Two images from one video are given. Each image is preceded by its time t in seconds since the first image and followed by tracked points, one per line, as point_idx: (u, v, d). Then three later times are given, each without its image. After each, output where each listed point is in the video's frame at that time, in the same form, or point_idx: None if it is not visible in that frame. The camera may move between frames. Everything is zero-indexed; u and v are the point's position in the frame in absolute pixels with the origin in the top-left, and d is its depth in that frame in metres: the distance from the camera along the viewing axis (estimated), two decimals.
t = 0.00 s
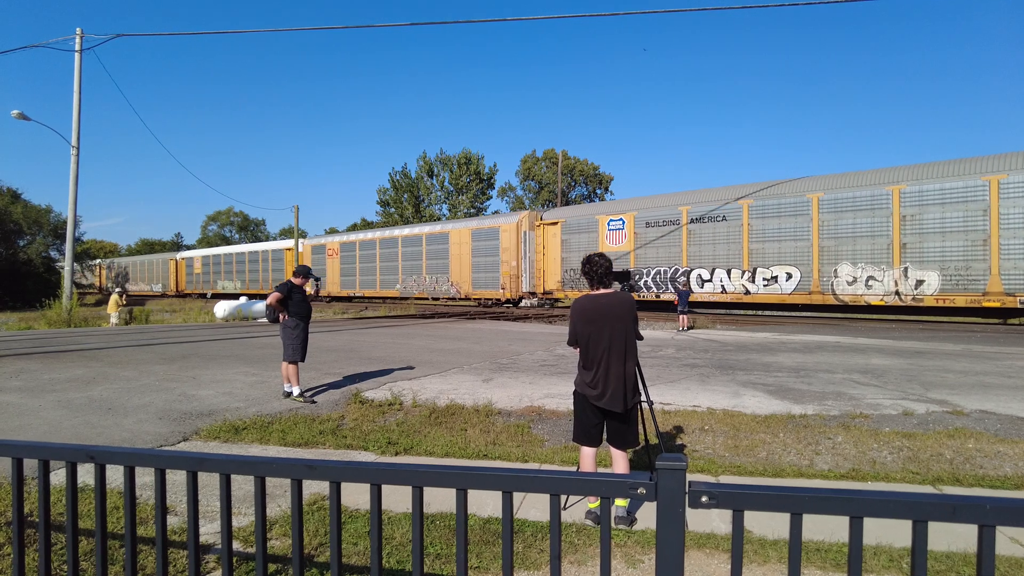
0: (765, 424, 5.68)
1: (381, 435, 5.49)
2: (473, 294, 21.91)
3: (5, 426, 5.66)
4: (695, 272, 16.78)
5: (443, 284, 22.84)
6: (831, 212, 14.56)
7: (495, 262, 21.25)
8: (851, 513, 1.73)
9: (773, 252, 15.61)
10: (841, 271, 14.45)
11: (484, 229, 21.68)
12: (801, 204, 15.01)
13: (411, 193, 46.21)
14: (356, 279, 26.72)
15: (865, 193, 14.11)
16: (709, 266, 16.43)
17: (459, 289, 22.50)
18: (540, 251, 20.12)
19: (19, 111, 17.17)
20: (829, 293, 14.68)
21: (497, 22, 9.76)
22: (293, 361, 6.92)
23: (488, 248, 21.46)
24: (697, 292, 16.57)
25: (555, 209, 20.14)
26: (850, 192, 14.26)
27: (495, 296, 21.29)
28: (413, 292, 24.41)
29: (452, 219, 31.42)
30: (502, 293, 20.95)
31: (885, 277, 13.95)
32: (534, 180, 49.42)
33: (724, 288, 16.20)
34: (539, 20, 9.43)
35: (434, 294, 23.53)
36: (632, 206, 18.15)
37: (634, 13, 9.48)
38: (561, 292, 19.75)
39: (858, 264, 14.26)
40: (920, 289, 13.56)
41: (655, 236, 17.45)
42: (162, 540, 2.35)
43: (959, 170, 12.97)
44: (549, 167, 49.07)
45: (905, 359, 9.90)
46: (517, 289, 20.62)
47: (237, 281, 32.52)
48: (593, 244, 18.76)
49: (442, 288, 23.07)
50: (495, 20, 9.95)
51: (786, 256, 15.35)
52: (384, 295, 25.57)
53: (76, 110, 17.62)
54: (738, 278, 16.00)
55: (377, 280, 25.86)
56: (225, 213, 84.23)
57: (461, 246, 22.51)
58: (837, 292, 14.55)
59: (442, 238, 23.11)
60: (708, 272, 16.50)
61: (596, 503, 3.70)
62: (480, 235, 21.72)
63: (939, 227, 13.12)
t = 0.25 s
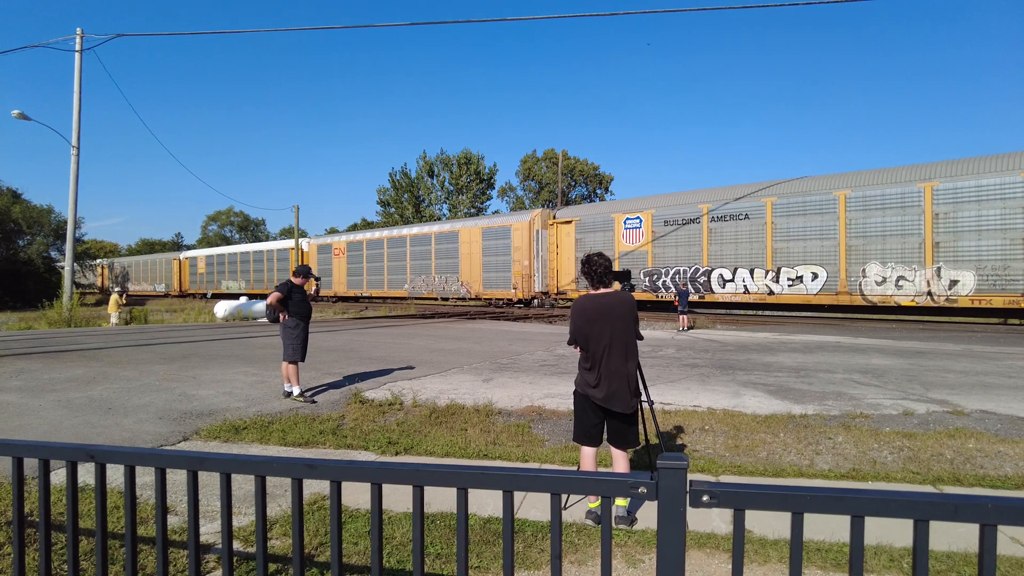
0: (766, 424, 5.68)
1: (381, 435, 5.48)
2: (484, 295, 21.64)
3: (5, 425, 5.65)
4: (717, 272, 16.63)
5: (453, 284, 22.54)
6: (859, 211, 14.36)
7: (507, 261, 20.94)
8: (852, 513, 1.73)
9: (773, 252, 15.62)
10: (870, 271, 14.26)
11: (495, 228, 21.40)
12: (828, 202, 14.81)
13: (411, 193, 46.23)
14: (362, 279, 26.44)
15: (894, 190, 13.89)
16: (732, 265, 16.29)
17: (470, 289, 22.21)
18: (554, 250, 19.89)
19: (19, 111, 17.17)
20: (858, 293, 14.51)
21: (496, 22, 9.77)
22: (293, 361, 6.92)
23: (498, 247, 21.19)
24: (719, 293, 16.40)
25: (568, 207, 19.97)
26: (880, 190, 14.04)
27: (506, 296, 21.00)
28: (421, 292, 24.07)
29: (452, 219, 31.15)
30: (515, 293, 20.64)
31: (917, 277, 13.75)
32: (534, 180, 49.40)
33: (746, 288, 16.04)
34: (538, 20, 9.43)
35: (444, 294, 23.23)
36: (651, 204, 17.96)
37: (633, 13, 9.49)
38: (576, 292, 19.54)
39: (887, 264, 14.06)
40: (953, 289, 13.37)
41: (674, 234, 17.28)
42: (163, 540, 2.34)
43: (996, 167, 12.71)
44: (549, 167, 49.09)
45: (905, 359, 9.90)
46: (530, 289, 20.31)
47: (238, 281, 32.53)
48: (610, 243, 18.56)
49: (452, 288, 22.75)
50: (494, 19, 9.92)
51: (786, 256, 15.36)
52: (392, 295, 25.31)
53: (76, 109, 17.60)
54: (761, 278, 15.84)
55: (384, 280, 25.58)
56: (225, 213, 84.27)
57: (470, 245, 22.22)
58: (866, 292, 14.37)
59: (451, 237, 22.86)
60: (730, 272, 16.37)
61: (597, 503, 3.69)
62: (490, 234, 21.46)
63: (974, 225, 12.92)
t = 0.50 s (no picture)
0: (766, 424, 5.67)
1: (381, 435, 5.48)
2: (495, 294, 21.31)
3: (4, 425, 5.65)
4: (739, 271, 16.14)
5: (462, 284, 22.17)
6: (889, 208, 13.90)
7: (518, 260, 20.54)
8: (852, 513, 1.72)
9: (772, 252, 15.64)
10: (900, 271, 13.80)
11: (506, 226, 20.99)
12: (855, 200, 14.35)
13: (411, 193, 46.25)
14: (370, 279, 26.12)
15: (926, 187, 13.45)
16: (755, 264, 15.85)
17: (481, 289, 21.83)
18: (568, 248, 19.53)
19: (19, 111, 17.19)
20: (887, 293, 14.06)
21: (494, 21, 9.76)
22: (293, 361, 6.92)
23: (508, 246, 20.82)
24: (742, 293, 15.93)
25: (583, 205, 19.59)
26: (911, 187, 13.59)
27: (517, 296, 20.68)
28: (430, 292, 23.71)
29: (451, 219, 31.12)
30: (527, 293, 20.23)
31: (950, 277, 13.27)
32: (534, 180, 49.36)
33: (771, 288, 15.56)
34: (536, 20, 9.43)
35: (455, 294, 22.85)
36: (670, 202, 17.54)
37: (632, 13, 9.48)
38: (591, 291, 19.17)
39: (918, 263, 13.59)
40: (989, 289, 12.92)
41: (694, 232, 16.86)
42: (163, 539, 2.34)
43: None
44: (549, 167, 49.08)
45: (905, 359, 9.89)
46: (544, 289, 19.90)
47: (240, 281, 32.66)
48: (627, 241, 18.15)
49: (461, 288, 22.34)
50: (494, 19, 9.90)
51: (785, 256, 15.41)
52: (400, 295, 24.99)
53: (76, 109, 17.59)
54: (786, 277, 15.35)
55: (392, 280, 25.23)
56: (225, 213, 84.33)
57: (481, 243, 21.81)
58: (896, 292, 13.91)
59: (461, 235, 22.47)
60: (753, 272, 15.90)
61: (596, 503, 3.69)
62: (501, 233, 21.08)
63: (1012, 223, 12.46)
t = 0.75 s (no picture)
0: (766, 424, 5.66)
1: (381, 435, 5.48)
2: (507, 295, 20.94)
3: (4, 426, 5.64)
4: (762, 271, 15.76)
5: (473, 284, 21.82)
6: (921, 205, 13.38)
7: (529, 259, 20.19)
8: (853, 512, 1.72)
9: (774, 252, 15.58)
10: (933, 270, 13.29)
11: (519, 225, 20.62)
12: (884, 197, 13.84)
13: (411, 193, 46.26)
14: (378, 279, 25.79)
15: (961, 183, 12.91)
16: (779, 264, 15.44)
17: (493, 289, 21.47)
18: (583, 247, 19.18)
19: (19, 111, 17.18)
20: (919, 294, 13.56)
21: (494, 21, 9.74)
22: (293, 361, 6.92)
23: (520, 245, 20.48)
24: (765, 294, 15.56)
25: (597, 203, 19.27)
26: (944, 183, 13.08)
27: (529, 296, 20.34)
28: (439, 292, 23.37)
29: (452, 219, 31.10)
30: (541, 293, 19.85)
31: (986, 276, 12.76)
32: (534, 180, 49.35)
33: (795, 288, 15.17)
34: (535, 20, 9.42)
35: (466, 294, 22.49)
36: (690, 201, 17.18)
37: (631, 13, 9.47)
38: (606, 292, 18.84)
39: (953, 262, 13.08)
40: None
41: (715, 230, 16.47)
42: (163, 540, 2.33)
43: None
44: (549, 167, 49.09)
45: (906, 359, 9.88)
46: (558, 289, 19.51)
47: (242, 281, 32.69)
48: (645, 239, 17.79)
49: (472, 288, 21.95)
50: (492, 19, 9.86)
51: (786, 256, 15.38)
52: (409, 295, 24.67)
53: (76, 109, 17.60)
54: (811, 277, 14.95)
55: (400, 280, 24.90)
56: (225, 213, 84.36)
57: (492, 242, 21.44)
58: (929, 292, 13.41)
59: (472, 234, 22.12)
60: (776, 271, 15.52)
61: (597, 502, 3.69)
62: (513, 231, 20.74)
63: None
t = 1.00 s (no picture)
0: (766, 424, 5.66)
1: (381, 435, 5.48)
2: (520, 295, 20.61)
3: (4, 426, 5.65)
4: (786, 271, 15.45)
5: (484, 283, 21.48)
6: (955, 203, 13.07)
7: (541, 258, 19.88)
8: (852, 513, 1.72)
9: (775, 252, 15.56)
10: (969, 269, 12.99)
11: (532, 223, 20.26)
12: (916, 194, 13.51)
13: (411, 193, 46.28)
14: (386, 279, 25.47)
15: (1001, 179, 12.55)
16: (804, 264, 15.08)
17: (504, 289, 21.12)
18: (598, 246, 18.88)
19: (20, 111, 17.18)
20: (953, 294, 13.26)
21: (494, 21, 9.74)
22: (293, 361, 6.92)
23: (532, 244, 20.15)
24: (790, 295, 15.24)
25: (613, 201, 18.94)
26: (980, 180, 12.75)
27: (541, 297, 20.04)
28: (448, 292, 23.04)
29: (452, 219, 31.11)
30: (554, 293, 19.50)
31: None
32: (534, 180, 49.35)
33: (821, 288, 14.85)
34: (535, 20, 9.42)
35: (476, 294, 22.13)
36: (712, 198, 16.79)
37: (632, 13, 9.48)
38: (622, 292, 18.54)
39: (989, 261, 12.77)
40: None
41: (737, 229, 16.13)
42: (162, 540, 2.33)
43: None
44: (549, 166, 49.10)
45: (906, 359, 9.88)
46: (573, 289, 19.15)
47: (242, 281, 32.69)
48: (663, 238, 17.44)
49: (483, 288, 21.61)
50: (493, 19, 9.82)
51: (786, 256, 15.38)
52: (417, 295, 24.36)
53: (76, 109, 17.60)
54: (838, 277, 14.62)
55: (408, 280, 24.57)
56: (225, 213, 84.39)
57: (504, 242, 21.09)
58: (963, 293, 13.12)
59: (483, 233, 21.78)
60: (802, 271, 15.20)
61: (597, 502, 3.69)
62: (525, 230, 20.41)
63: None
